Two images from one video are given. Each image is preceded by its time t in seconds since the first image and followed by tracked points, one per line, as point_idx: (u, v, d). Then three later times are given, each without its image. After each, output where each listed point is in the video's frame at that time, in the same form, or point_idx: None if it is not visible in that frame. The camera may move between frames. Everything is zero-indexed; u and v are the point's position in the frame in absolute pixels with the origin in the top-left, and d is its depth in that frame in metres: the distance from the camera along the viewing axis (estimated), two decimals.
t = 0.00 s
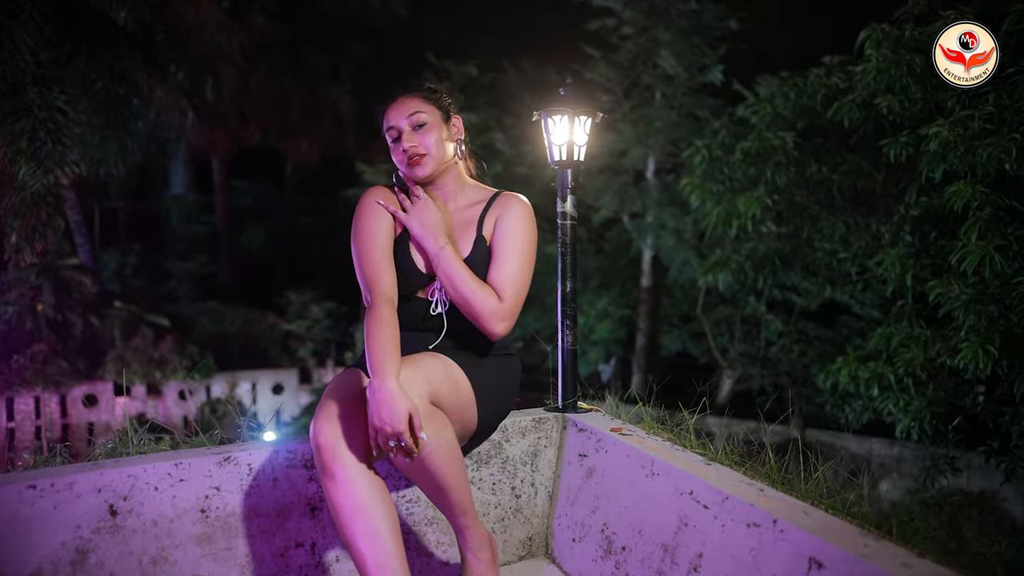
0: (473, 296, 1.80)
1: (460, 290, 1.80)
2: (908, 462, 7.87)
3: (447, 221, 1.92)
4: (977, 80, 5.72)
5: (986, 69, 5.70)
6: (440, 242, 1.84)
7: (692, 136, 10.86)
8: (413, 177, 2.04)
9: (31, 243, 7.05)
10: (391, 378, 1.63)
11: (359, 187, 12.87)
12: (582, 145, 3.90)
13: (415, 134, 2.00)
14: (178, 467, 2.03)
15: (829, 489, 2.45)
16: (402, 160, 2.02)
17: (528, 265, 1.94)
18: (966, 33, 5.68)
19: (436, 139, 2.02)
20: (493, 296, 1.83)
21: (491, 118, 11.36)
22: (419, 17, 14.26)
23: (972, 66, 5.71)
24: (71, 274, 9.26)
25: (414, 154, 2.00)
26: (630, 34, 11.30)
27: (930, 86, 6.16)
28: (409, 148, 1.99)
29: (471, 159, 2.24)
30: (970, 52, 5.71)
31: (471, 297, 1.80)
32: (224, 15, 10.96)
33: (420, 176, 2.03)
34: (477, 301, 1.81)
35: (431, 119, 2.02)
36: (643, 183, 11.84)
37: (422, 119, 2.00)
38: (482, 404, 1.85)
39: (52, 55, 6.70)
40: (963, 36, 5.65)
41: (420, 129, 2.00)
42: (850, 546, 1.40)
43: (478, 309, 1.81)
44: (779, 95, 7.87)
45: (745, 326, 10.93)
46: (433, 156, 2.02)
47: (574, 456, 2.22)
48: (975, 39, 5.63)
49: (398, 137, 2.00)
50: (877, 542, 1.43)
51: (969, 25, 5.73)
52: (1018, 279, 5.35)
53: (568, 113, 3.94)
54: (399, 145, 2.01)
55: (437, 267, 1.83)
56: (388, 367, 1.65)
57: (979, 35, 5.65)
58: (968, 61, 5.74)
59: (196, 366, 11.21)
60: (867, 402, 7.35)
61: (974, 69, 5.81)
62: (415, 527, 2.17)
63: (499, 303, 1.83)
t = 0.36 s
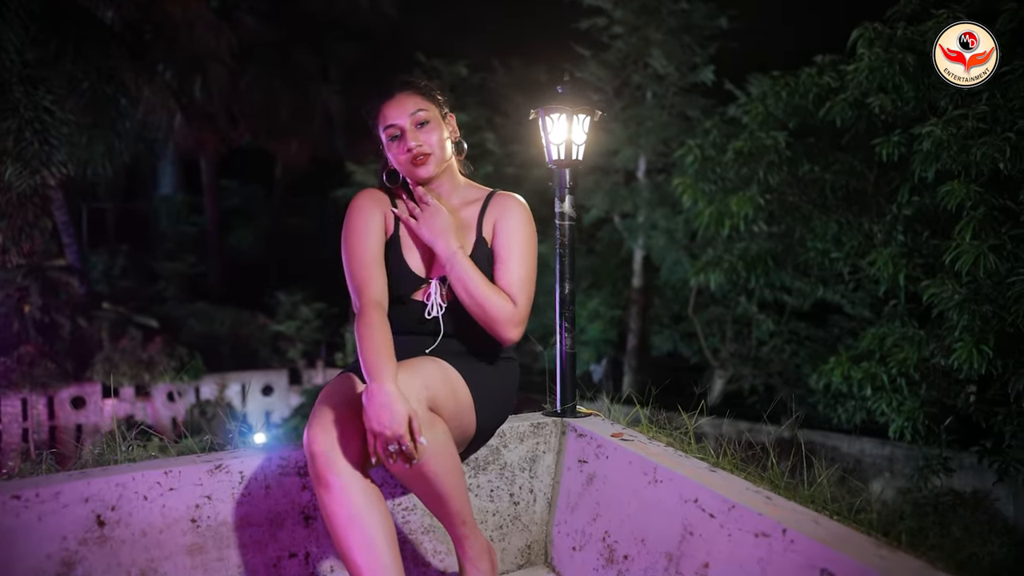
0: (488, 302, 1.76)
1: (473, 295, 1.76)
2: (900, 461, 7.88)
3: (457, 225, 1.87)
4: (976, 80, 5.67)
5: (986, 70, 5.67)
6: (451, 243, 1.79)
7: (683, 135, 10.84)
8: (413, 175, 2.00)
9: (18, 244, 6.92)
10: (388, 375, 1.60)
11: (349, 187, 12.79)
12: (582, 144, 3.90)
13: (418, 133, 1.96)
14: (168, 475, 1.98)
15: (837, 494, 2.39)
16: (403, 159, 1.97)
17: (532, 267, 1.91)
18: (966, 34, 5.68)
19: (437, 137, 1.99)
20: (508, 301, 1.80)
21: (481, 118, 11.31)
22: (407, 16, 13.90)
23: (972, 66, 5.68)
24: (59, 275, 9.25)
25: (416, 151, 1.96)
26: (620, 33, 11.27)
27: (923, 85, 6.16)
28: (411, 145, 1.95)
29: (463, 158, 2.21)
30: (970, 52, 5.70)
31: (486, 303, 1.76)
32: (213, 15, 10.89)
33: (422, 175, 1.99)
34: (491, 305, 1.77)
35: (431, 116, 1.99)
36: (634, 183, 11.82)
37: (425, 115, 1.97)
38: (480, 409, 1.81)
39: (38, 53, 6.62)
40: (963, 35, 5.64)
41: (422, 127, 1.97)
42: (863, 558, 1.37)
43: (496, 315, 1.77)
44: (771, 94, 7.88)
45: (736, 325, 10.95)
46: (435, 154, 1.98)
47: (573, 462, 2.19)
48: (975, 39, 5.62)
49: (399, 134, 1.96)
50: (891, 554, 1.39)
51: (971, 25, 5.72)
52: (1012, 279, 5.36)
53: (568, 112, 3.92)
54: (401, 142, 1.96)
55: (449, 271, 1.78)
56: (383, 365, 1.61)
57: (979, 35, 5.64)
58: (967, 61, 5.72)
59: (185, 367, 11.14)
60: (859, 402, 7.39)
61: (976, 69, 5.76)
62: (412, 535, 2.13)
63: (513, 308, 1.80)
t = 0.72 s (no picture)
0: (531, 292, 1.76)
1: (506, 289, 1.75)
2: (895, 462, 7.87)
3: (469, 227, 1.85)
4: (977, 80, 5.64)
5: (986, 70, 5.63)
6: (471, 250, 1.75)
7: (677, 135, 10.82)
8: (411, 174, 1.97)
9: (6, 244, 6.84)
10: (395, 364, 1.59)
11: (341, 187, 12.72)
12: (584, 142, 3.86)
13: (421, 130, 1.93)
14: (161, 484, 1.93)
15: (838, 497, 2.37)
16: (403, 156, 1.94)
17: (551, 249, 1.90)
18: (966, 34, 5.66)
19: (438, 136, 1.96)
20: (548, 285, 1.79)
21: (475, 117, 11.25)
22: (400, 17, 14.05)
23: (972, 66, 5.65)
24: (49, 276, 9.15)
25: (418, 149, 1.93)
26: (614, 32, 11.24)
27: (919, 84, 6.14)
28: (413, 143, 1.92)
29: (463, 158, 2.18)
30: (970, 52, 5.68)
31: (526, 294, 1.76)
32: (204, 14, 10.80)
33: (421, 173, 1.96)
34: (537, 297, 1.77)
35: (435, 114, 1.95)
36: (628, 182, 11.79)
37: (429, 113, 1.94)
38: (482, 414, 1.77)
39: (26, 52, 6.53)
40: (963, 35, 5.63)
41: (423, 127, 1.93)
42: (885, 570, 1.33)
43: (545, 303, 1.77)
44: (766, 93, 7.86)
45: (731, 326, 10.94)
46: (435, 153, 1.95)
47: (578, 468, 2.15)
48: (975, 39, 5.60)
49: (402, 130, 1.92)
50: (912, 566, 1.36)
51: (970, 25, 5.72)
52: (1009, 279, 5.35)
53: (570, 108, 3.89)
54: (403, 139, 1.93)
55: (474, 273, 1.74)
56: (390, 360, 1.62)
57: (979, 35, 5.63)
58: (968, 61, 5.69)
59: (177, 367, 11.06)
60: (857, 402, 7.39)
61: (976, 70, 5.74)
62: (412, 543, 2.08)
63: (557, 291, 1.80)
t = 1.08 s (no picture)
0: (576, 250, 1.88)
1: (560, 258, 1.87)
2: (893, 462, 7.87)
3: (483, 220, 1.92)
4: (977, 80, 5.60)
5: (985, 70, 5.59)
6: (495, 233, 1.84)
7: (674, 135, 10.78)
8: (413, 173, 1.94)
9: None
10: (398, 379, 1.53)
11: (337, 187, 12.67)
12: (591, 141, 3.84)
13: (427, 129, 1.91)
14: (160, 491, 1.92)
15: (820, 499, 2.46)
16: (406, 153, 1.91)
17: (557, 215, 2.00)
18: (967, 33, 5.63)
19: (444, 135, 1.94)
20: (589, 241, 1.91)
21: (472, 116, 11.18)
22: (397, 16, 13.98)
23: (972, 66, 5.62)
24: (41, 278, 9.04)
25: (423, 147, 1.90)
26: (611, 32, 11.18)
27: (917, 83, 6.14)
28: (418, 141, 1.90)
29: (467, 159, 2.17)
30: (970, 52, 5.64)
31: (581, 255, 1.88)
32: (198, 14, 10.69)
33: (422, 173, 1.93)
34: (579, 256, 1.88)
35: (443, 113, 1.93)
36: (625, 182, 11.74)
37: (437, 111, 1.91)
38: (490, 416, 1.74)
39: (18, 51, 6.43)
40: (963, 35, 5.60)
41: (429, 126, 1.91)
42: None
43: (586, 258, 1.88)
44: (764, 93, 7.82)
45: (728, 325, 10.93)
46: (438, 153, 1.92)
47: (586, 472, 2.11)
48: (975, 39, 5.58)
49: (408, 126, 1.90)
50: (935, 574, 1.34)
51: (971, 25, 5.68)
52: (1011, 277, 5.34)
53: (578, 105, 3.89)
54: (408, 135, 1.90)
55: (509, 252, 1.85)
56: (392, 375, 1.56)
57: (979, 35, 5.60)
58: (968, 61, 5.66)
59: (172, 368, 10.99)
60: (855, 402, 7.38)
61: (976, 70, 5.71)
62: (418, 551, 2.04)
63: (597, 245, 1.91)
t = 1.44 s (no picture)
0: (572, 245, 1.86)
1: (556, 258, 1.85)
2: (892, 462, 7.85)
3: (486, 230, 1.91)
4: (976, 80, 5.60)
5: (985, 70, 5.60)
6: (486, 215, 1.79)
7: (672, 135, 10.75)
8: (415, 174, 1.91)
9: None
10: (405, 385, 1.50)
11: (333, 187, 12.62)
12: (598, 140, 3.78)
13: (433, 130, 1.88)
14: (161, 500, 1.89)
15: (825, 506, 2.53)
16: (410, 153, 1.87)
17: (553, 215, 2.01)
18: (966, 33, 5.65)
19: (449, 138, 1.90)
20: (586, 242, 1.89)
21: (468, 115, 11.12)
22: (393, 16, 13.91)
23: (971, 66, 5.62)
24: (36, 279, 8.96)
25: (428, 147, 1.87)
26: (608, 32, 11.14)
27: (915, 83, 6.13)
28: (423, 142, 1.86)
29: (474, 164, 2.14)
30: (970, 52, 5.64)
31: (578, 253, 1.86)
32: (193, 13, 10.62)
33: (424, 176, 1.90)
34: (575, 252, 1.86)
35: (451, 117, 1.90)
36: (622, 182, 11.69)
37: (445, 114, 1.89)
38: (498, 423, 1.70)
39: (12, 51, 6.36)
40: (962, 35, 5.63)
41: (435, 128, 1.88)
42: None
43: (582, 254, 1.86)
44: (762, 93, 7.80)
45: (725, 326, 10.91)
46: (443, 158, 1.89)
47: (595, 478, 2.08)
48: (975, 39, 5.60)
49: (415, 126, 1.87)
50: None
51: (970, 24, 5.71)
52: (1010, 277, 5.32)
53: (585, 104, 3.81)
54: (414, 137, 1.87)
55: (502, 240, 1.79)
56: (400, 381, 1.52)
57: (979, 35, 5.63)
58: (968, 61, 5.65)
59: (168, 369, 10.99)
60: (852, 403, 7.36)
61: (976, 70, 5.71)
62: (423, 559, 2.00)
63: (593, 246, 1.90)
